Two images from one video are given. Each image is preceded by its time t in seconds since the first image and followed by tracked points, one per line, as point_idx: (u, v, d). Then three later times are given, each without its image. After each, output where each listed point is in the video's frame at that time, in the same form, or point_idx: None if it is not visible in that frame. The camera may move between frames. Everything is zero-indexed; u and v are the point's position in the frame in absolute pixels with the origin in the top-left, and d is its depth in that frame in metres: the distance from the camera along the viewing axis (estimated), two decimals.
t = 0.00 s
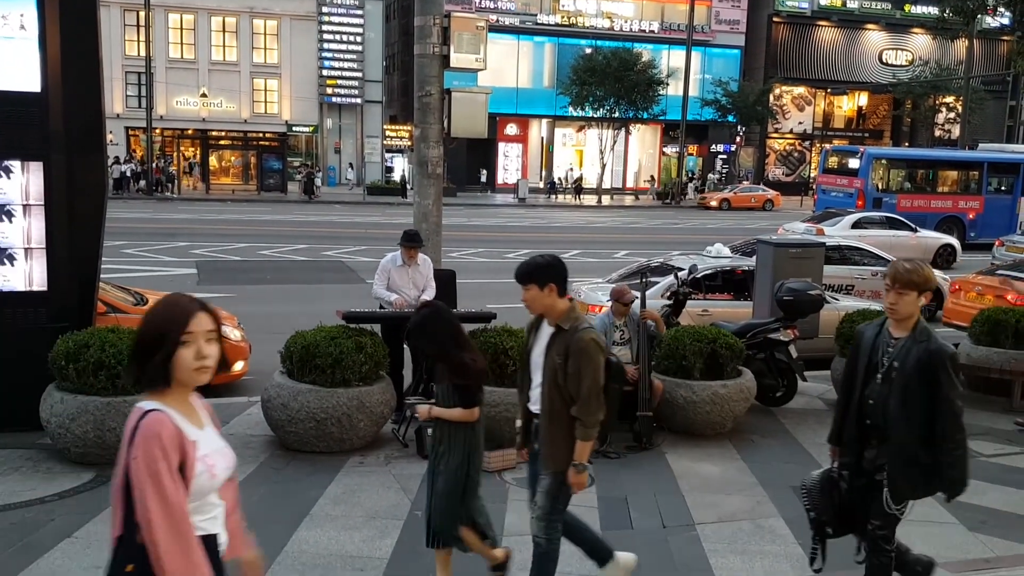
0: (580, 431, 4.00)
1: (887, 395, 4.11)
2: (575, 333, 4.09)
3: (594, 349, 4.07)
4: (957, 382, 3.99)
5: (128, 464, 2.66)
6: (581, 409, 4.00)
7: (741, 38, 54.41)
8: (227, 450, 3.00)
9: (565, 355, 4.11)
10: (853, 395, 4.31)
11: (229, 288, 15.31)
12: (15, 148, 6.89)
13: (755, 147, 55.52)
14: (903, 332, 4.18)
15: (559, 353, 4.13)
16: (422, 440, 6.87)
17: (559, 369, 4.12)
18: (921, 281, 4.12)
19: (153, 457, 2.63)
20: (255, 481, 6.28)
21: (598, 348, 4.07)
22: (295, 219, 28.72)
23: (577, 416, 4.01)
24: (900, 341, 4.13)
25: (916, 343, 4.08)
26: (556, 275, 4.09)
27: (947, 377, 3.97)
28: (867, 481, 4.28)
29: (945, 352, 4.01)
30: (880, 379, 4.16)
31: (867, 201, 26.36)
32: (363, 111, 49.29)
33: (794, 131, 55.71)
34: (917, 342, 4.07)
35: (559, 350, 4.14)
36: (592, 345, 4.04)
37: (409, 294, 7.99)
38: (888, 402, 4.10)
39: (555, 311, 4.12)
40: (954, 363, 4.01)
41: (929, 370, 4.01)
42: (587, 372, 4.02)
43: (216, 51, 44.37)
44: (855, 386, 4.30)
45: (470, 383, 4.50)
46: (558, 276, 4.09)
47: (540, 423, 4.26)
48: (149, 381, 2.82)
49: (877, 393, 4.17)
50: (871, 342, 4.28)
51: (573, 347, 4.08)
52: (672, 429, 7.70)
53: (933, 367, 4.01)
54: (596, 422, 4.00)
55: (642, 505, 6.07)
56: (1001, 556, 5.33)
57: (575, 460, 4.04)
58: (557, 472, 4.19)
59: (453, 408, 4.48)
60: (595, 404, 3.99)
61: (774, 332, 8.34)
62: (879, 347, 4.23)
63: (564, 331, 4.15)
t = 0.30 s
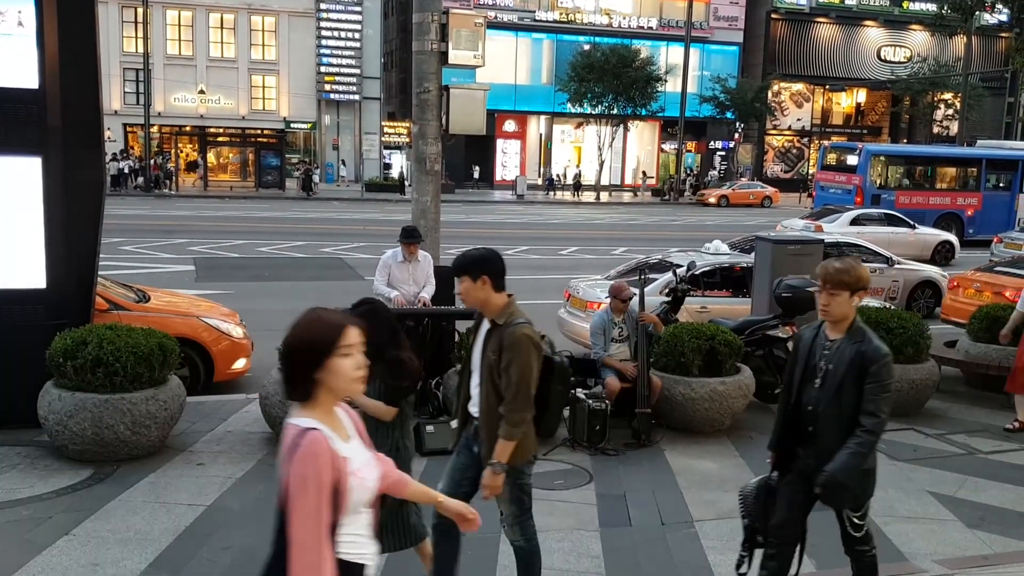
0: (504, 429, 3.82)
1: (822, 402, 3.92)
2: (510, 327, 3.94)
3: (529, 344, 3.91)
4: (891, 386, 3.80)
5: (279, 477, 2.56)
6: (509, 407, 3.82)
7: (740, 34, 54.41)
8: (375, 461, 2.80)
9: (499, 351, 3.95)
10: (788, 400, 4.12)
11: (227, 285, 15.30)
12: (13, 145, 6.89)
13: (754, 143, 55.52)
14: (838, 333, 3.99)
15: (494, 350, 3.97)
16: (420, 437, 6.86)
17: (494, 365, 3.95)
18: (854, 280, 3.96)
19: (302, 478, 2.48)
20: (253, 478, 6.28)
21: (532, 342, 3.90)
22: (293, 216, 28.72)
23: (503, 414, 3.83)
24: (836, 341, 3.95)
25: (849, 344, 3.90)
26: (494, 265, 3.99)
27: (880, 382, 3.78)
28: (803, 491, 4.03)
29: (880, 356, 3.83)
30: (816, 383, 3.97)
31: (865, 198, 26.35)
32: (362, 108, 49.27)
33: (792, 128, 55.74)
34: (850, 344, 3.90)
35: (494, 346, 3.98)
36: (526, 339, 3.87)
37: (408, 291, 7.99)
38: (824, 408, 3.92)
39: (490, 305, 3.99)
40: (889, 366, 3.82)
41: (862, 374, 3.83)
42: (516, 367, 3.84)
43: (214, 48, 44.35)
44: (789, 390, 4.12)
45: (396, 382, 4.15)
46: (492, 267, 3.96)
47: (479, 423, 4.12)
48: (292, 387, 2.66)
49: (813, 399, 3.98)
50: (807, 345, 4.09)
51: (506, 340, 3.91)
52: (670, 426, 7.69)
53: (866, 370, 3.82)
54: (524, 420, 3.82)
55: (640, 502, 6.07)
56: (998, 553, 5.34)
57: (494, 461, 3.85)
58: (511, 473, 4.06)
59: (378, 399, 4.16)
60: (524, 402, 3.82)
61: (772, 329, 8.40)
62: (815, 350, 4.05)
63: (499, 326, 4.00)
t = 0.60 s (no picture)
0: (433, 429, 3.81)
1: (745, 402, 3.82)
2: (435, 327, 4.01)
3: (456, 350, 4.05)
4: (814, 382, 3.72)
5: (459, 469, 2.49)
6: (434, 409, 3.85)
7: (742, 35, 54.40)
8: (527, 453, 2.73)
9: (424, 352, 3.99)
10: (712, 399, 4.02)
11: (231, 285, 15.32)
12: (17, 146, 6.91)
13: (757, 144, 55.35)
14: (763, 329, 3.92)
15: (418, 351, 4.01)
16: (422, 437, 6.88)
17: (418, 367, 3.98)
18: (779, 275, 3.84)
19: (486, 469, 2.48)
20: (256, 478, 6.29)
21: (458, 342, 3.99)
22: (296, 216, 28.76)
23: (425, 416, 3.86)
24: (758, 338, 3.87)
25: (773, 341, 3.79)
26: (421, 265, 4.08)
27: (804, 382, 3.67)
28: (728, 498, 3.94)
29: (805, 354, 3.72)
30: (736, 382, 3.88)
31: (869, 199, 26.30)
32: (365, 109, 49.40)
33: (795, 128, 55.71)
34: (774, 341, 3.78)
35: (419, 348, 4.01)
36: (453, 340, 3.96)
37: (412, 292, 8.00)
38: (746, 406, 3.81)
39: (417, 306, 4.09)
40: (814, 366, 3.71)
41: (787, 373, 3.72)
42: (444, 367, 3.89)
43: (217, 49, 44.35)
44: (714, 389, 4.02)
45: (314, 369, 4.01)
46: (421, 268, 4.06)
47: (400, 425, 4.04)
48: (458, 385, 2.55)
49: (736, 397, 3.87)
50: (732, 342, 4.00)
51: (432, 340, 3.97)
52: (672, 427, 7.70)
53: (792, 369, 3.71)
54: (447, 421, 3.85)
55: (643, 502, 6.07)
56: (1002, 554, 5.34)
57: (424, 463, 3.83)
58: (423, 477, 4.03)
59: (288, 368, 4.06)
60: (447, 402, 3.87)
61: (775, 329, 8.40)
62: (738, 346, 3.95)
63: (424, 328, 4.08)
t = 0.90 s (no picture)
0: (370, 441, 3.63)
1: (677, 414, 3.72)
2: (369, 331, 3.72)
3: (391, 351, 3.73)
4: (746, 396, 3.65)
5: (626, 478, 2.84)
6: (371, 417, 3.63)
7: (747, 36, 54.37)
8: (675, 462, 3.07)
9: (356, 357, 3.72)
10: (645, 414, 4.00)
11: (235, 287, 15.33)
12: (22, 148, 6.93)
13: (761, 146, 55.25)
14: (689, 343, 3.90)
15: (350, 355, 3.74)
16: (427, 439, 6.89)
17: (350, 371, 3.73)
18: (705, 285, 3.84)
19: (652, 479, 2.82)
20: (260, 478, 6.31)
21: (393, 345, 3.70)
22: (301, 218, 28.80)
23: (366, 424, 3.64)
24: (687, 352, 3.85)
25: (702, 355, 3.74)
26: (353, 265, 3.78)
27: (736, 397, 3.60)
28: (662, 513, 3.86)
29: (736, 367, 3.65)
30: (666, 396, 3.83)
31: (874, 200, 26.25)
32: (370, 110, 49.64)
33: (799, 130, 55.65)
34: (704, 355, 3.74)
35: (351, 351, 3.74)
36: (386, 346, 3.67)
37: (418, 293, 8.01)
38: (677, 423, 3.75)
39: (348, 307, 3.77)
40: (743, 378, 3.64)
41: (719, 388, 3.64)
42: (377, 377, 3.64)
43: (223, 50, 44.47)
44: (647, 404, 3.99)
45: (243, 368, 3.98)
46: (350, 269, 3.76)
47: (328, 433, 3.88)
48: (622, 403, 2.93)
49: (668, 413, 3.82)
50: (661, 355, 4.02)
51: (364, 347, 3.69)
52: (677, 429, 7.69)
53: (721, 383, 3.65)
54: (387, 430, 3.64)
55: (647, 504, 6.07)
56: (1007, 557, 5.32)
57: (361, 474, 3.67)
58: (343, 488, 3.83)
59: (213, 370, 3.92)
60: (387, 410, 3.64)
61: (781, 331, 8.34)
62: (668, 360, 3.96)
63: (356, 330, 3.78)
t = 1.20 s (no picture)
0: (281, 452, 3.47)
1: (595, 415, 3.40)
2: (276, 338, 3.50)
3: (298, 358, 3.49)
4: (665, 396, 3.32)
5: (753, 472, 2.72)
6: (281, 426, 3.45)
7: (750, 37, 54.27)
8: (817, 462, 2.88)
9: (259, 364, 3.50)
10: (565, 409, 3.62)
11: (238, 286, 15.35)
12: (26, 147, 6.94)
13: (764, 146, 55.32)
14: (612, 338, 3.52)
15: (253, 362, 3.52)
16: (429, 438, 6.88)
17: (253, 378, 3.51)
18: (629, 278, 3.49)
19: (782, 473, 2.66)
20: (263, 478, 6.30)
21: (303, 352, 3.49)
22: (304, 217, 28.82)
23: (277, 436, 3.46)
24: (607, 347, 3.48)
25: (620, 350, 3.39)
26: (262, 268, 3.57)
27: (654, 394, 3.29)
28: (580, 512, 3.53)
29: (651, 363, 3.33)
30: (582, 392, 3.55)
31: (876, 201, 26.23)
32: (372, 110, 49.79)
33: (802, 130, 55.61)
34: (622, 351, 3.38)
35: (256, 357, 3.52)
36: (293, 354, 3.46)
37: (419, 292, 8.00)
38: (597, 422, 3.40)
39: (256, 310, 3.58)
40: (663, 375, 3.34)
41: (636, 385, 3.32)
42: (284, 386, 3.44)
43: (225, 49, 44.47)
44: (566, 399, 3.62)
45: (172, 367, 3.92)
46: (259, 270, 3.56)
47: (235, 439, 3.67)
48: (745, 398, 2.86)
49: (588, 411, 3.47)
50: (582, 351, 3.63)
51: (269, 354, 3.47)
52: (679, 429, 7.67)
53: (639, 382, 3.32)
54: (297, 440, 3.47)
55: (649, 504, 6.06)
56: (1008, 558, 5.31)
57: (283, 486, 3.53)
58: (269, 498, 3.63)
59: (148, 381, 3.91)
60: (298, 420, 3.46)
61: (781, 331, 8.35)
62: (588, 356, 3.58)
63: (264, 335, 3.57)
